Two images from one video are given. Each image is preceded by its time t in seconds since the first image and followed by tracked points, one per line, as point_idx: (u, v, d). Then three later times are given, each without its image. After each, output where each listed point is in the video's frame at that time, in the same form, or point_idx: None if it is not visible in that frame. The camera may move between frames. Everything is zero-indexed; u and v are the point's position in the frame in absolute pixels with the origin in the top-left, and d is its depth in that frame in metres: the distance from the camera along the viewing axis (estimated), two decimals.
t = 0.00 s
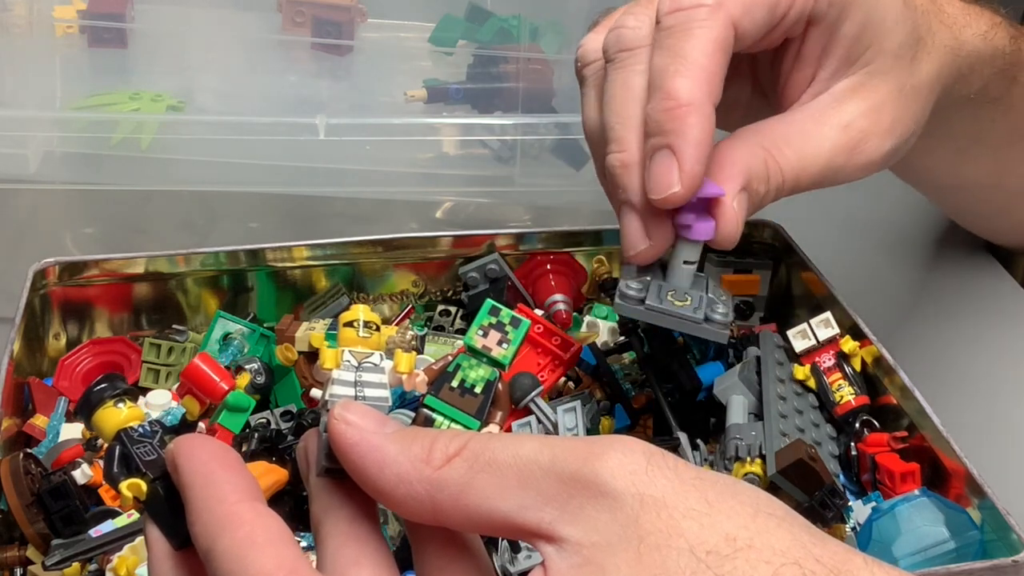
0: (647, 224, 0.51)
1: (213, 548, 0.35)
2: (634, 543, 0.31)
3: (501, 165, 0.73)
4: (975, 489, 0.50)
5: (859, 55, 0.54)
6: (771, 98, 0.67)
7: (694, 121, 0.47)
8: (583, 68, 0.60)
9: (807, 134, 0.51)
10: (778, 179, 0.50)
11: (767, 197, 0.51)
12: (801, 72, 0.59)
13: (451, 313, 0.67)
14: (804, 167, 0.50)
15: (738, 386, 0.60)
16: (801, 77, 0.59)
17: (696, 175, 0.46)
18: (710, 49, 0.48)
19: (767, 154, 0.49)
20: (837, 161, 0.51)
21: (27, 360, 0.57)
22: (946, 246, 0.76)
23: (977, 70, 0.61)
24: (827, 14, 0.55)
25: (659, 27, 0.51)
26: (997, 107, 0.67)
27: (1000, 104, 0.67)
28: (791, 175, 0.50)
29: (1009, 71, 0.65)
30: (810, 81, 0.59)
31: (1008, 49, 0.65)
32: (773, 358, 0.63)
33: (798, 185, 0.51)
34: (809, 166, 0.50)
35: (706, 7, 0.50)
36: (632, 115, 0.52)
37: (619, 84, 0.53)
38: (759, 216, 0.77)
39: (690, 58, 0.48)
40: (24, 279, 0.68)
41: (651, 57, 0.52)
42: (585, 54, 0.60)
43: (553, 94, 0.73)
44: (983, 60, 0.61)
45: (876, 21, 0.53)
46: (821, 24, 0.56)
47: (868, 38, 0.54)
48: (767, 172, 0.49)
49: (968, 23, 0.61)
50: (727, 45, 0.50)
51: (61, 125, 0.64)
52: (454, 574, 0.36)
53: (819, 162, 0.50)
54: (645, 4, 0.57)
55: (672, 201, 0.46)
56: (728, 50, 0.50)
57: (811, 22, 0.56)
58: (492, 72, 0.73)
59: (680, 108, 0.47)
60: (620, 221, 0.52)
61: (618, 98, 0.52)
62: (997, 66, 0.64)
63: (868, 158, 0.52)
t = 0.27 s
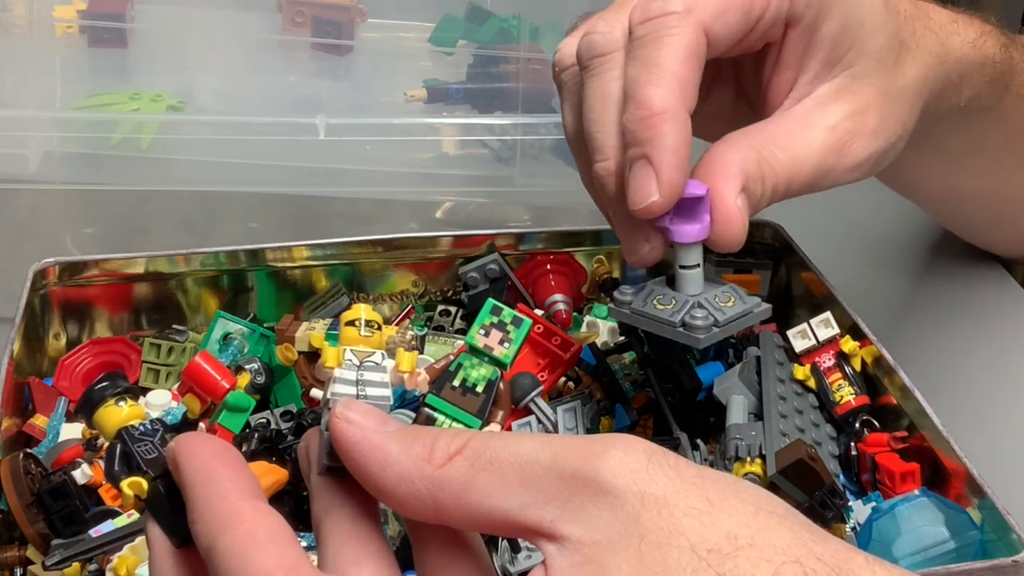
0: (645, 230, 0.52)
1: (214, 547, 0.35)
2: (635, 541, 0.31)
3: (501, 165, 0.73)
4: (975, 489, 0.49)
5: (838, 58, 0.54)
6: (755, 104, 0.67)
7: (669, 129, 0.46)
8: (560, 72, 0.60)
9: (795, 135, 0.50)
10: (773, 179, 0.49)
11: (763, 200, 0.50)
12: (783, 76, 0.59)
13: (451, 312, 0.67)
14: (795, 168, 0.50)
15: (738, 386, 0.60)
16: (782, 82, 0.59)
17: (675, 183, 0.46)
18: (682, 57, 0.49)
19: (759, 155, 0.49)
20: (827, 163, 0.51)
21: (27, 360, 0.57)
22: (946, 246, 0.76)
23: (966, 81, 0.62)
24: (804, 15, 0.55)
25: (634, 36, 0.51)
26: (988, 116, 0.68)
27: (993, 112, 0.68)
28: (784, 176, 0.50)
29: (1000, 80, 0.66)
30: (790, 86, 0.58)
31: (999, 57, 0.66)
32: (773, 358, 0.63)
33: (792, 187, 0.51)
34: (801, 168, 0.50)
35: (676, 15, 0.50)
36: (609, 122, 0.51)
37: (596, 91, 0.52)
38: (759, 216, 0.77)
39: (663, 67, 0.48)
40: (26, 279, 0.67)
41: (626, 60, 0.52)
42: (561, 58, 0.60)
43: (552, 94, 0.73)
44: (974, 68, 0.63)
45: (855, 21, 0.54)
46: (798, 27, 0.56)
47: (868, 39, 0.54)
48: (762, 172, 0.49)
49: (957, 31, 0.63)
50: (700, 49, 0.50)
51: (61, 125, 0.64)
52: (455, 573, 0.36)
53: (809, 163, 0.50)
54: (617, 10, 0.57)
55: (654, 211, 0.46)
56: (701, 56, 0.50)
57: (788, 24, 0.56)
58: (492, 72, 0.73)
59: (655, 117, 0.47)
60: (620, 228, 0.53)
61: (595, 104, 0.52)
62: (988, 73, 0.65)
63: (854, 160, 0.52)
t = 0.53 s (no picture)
0: (648, 223, 0.52)
1: (214, 545, 0.35)
2: (636, 540, 0.31)
3: (501, 165, 0.73)
4: (976, 488, 0.49)
5: (838, 56, 0.54)
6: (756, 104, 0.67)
7: (670, 120, 0.46)
8: (560, 71, 0.60)
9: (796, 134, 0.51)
10: (774, 176, 0.49)
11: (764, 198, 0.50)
12: (783, 74, 0.58)
13: (451, 312, 0.67)
14: (796, 165, 0.50)
15: (738, 386, 0.60)
16: (782, 79, 0.59)
17: (677, 174, 0.46)
18: (682, 47, 0.49)
19: (761, 151, 0.49)
20: (827, 161, 0.51)
21: (27, 360, 0.57)
22: (945, 246, 0.76)
23: (967, 81, 0.63)
24: (804, 12, 0.55)
25: (634, 29, 0.51)
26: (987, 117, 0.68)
27: (992, 115, 0.68)
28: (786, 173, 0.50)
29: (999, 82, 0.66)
30: (791, 83, 0.58)
31: (999, 59, 0.67)
32: (773, 358, 0.63)
33: (793, 185, 0.51)
34: (802, 165, 0.50)
35: (677, 6, 0.50)
36: (610, 116, 0.51)
37: (595, 85, 0.52)
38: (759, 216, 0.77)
39: (663, 58, 0.48)
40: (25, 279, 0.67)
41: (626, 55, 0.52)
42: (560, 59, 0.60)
43: (552, 94, 0.73)
44: (974, 71, 0.63)
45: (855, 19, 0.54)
46: (799, 23, 0.56)
47: (869, 39, 0.54)
48: (763, 169, 0.49)
49: (957, 33, 0.63)
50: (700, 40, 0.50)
51: (61, 124, 0.64)
52: (455, 572, 0.36)
53: (809, 161, 0.50)
54: (618, 8, 0.57)
55: (656, 202, 0.46)
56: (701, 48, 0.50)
57: (789, 21, 0.56)
58: (492, 72, 0.73)
59: (655, 108, 0.47)
60: (624, 222, 0.53)
61: (594, 98, 0.52)
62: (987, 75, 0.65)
63: (855, 158, 0.52)
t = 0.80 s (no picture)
0: (632, 220, 0.50)
1: (214, 545, 0.35)
2: (636, 539, 0.31)
3: (501, 165, 0.73)
4: (976, 488, 0.49)
5: (835, 55, 0.54)
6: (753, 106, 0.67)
7: (663, 107, 0.46)
8: (553, 74, 0.60)
9: (788, 134, 0.50)
10: (762, 178, 0.49)
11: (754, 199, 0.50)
12: (783, 74, 0.58)
13: (451, 313, 0.67)
14: (786, 167, 0.49)
15: (738, 386, 0.60)
16: (778, 82, 0.59)
17: (673, 160, 0.45)
18: (677, 36, 0.49)
19: (750, 153, 0.49)
20: (821, 162, 0.50)
21: (28, 360, 0.57)
22: (946, 246, 0.76)
23: (960, 84, 0.62)
24: (799, 12, 0.55)
25: (630, 16, 0.52)
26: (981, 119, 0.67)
27: (987, 117, 0.67)
28: (776, 174, 0.49)
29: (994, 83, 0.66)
30: (789, 85, 0.58)
31: (992, 62, 0.66)
32: (773, 358, 0.63)
33: (783, 187, 0.50)
34: (793, 166, 0.49)
35: None
36: (598, 111, 0.52)
37: (590, 78, 0.53)
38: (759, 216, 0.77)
39: (657, 47, 0.48)
40: (26, 278, 0.67)
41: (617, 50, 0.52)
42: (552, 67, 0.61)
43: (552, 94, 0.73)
44: (967, 73, 0.62)
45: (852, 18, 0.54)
46: (795, 23, 0.56)
47: (866, 42, 0.54)
48: (750, 171, 0.48)
49: (950, 36, 0.62)
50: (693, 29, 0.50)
51: (61, 125, 0.65)
52: (456, 572, 0.36)
53: (802, 162, 0.50)
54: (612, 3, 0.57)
55: (653, 190, 0.45)
56: (696, 38, 0.50)
57: (783, 21, 0.56)
58: (492, 72, 0.73)
59: (649, 94, 0.47)
60: (610, 220, 0.52)
61: (584, 94, 0.52)
62: (981, 78, 0.65)
63: (853, 161, 0.52)
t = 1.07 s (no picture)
0: (609, 211, 0.48)
1: (213, 546, 0.35)
2: (635, 541, 0.31)
3: (501, 165, 0.73)
4: (976, 488, 0.49)
5: (826, 57, 0.54)
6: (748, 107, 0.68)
7: (619, 70, 0.46)
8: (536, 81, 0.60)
9: (780, 141, 0.50)
10: (750, 182, 0.49)
11: (744, 204, 0.49)
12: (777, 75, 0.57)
13: (451, 313, 0.67)
14: (776, 174, 0.49)
15: (738, 386, 0.60)
16: (773, 87, 0.58)
17: (627, 123, 0.45)
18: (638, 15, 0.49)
19: (737, 158, 0.48)
20: (813, 166, 0.50)
21: (27, 360, 0.57)
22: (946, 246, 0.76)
23: (950, 91, 0.62)
24: (780, 15, 0.56)
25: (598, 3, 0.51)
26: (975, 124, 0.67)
27: (980, 121, 0.67)
28: (768, 180, 0.49)
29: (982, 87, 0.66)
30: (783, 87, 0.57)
31: (982, 66, 0.66)
32: (773, 358, 0.63)
33: (776, 195, 0.50)
34: (783, 175, 0.49)
35: None
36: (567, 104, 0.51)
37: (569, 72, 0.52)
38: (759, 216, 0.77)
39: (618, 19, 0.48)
40: (26, 279, 0.67)
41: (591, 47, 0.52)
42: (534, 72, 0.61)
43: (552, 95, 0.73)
44: (956, 77, 0.62)
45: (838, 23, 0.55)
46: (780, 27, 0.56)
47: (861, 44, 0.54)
48: (736, 174, 0.48)
49: (935, 40, 0.62)
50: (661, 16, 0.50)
51: (61, 125, 0.65)
52: (456, 573, 0.36)
53: (794, 168, 0.50)
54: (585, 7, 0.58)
55: (604, 148, 0.44)
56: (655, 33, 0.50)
57: (767, 24, 0.57)
58: (492, 72, 0.73)
59: (606, 60, 0.47)
60: (588, 212, 0.50)
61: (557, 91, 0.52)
62: (970, 81, 0.64)
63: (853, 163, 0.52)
